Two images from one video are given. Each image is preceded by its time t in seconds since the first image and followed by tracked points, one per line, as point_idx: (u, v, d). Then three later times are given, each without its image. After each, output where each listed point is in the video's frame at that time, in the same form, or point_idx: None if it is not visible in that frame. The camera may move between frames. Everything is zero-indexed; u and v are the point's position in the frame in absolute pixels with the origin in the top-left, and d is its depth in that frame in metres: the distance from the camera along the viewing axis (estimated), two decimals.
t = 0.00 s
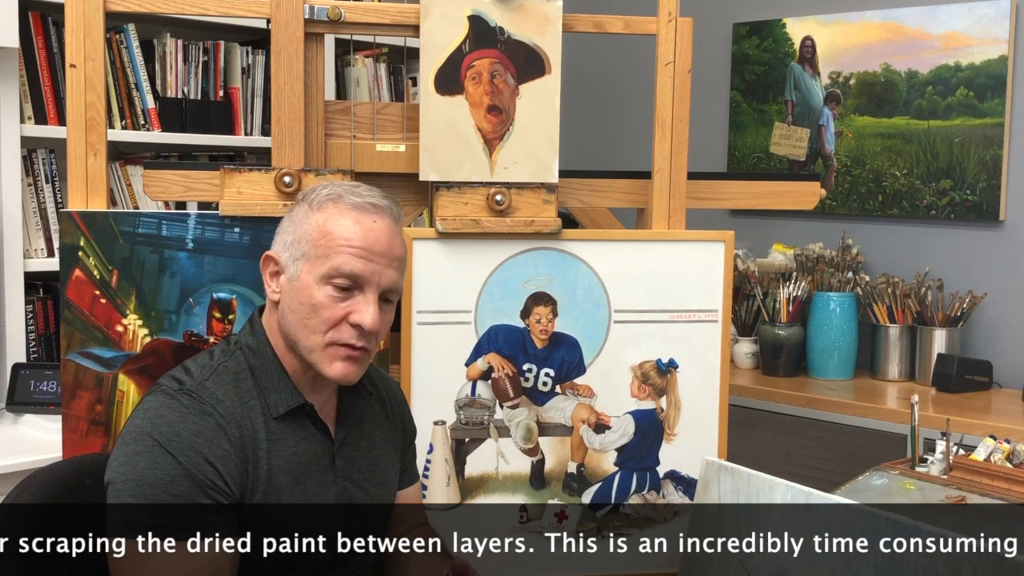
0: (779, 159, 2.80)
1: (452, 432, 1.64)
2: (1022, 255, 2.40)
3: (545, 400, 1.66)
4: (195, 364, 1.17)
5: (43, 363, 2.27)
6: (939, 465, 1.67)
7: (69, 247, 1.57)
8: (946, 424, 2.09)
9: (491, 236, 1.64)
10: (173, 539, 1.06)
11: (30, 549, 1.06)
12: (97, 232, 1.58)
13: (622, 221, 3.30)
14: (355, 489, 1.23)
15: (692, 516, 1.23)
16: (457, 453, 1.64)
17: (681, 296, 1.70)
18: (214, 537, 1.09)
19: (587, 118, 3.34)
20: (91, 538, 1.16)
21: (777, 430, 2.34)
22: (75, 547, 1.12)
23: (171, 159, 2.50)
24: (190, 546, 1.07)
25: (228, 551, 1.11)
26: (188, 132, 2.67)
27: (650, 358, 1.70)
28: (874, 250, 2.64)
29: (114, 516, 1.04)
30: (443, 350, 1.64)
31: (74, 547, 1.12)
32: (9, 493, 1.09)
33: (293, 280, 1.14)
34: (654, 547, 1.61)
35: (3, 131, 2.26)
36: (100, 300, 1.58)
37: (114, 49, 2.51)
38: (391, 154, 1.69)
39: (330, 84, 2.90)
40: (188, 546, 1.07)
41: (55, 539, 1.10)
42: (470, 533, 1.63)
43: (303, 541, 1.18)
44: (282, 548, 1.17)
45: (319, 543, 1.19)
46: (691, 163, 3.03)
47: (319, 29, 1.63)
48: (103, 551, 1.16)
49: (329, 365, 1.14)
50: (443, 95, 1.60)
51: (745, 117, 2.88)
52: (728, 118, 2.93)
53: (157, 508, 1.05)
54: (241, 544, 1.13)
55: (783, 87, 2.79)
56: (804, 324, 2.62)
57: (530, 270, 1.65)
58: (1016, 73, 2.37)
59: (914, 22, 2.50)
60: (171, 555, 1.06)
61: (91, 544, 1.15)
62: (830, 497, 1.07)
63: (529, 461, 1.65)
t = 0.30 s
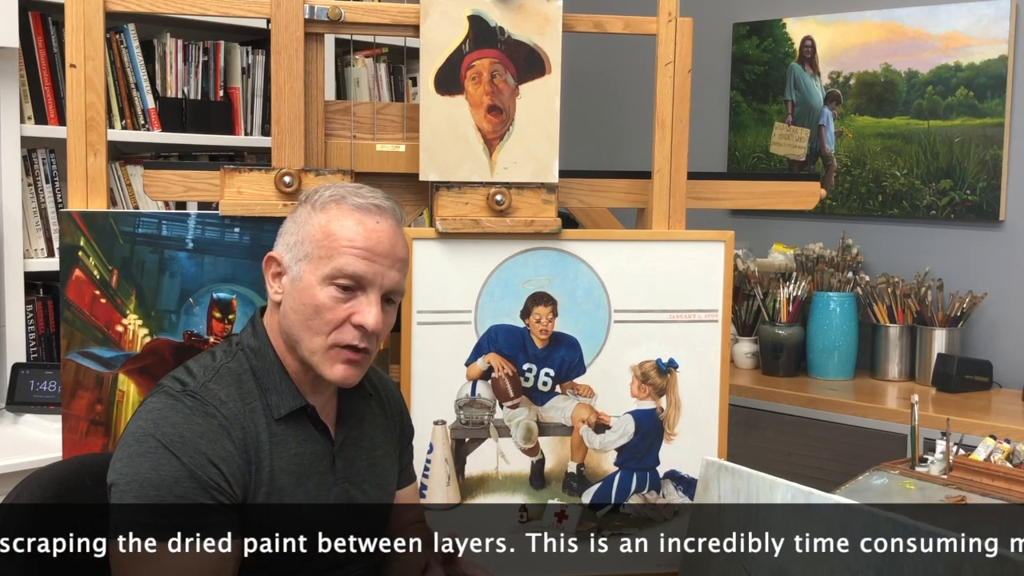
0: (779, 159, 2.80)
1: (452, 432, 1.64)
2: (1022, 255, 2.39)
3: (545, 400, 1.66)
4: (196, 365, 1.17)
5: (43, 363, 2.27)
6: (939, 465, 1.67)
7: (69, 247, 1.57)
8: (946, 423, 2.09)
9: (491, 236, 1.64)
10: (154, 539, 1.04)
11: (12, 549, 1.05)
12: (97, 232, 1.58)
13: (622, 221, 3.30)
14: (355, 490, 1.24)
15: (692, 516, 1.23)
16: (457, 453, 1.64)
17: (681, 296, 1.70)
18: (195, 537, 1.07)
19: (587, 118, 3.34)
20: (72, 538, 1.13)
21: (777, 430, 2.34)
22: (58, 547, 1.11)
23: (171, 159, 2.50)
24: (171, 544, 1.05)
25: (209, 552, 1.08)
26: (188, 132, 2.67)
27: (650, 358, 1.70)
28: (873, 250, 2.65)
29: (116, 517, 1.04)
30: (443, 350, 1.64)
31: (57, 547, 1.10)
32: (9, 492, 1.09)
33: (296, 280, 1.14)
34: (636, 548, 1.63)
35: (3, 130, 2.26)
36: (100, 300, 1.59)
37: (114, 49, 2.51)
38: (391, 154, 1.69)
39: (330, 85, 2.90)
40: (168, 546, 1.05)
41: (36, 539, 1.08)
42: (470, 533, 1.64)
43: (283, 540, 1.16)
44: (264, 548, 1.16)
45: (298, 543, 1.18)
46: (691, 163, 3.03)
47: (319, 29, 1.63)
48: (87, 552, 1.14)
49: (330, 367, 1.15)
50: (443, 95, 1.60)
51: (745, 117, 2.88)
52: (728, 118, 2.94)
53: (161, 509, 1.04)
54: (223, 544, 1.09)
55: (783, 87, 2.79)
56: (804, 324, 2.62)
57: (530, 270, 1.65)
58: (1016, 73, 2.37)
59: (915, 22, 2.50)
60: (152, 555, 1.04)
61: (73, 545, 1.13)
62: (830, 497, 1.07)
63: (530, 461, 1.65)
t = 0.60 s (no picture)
0: (779, 159, 2.80)
1: (452, 432, 1.64)
2: (1022, 256, 2.40)
3: (545, 400, 1.66)
4: (195, 363, 1.17)
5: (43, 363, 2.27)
6: (939, 465, 1.67)
7: (69, 247, 1.57)
8: (946, 423, 2.09)
9: (491, 236, 1.64)
10: (134, 539, 1.04)
11: None
12: (97, 232, 1.58)
13: (622, 221, 3.30)
14: (356, 487, 1.24)
15: (692, 516, 1.23)
16: (457, 453, 1.64)
17: (681, 296, 1.70)
18: (176, 537, 1.05)
19: (587, 117, 3.34)
20: (54, 538, 1.10)
21: (777, 430, 2.34)
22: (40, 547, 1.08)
23: (171, 159, 2.50)
24: (150, 544, 1.04)
25: (191, 551, 1.06)
26: (188, 131, 2.67)
27: (650, 358, 1.70)
28: (874, 250, 2.64)
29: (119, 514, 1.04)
30: (443, 350, 1.64)
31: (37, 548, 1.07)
32: (9, 492, 1.09)
33: (292, 277, 1.15)
34: (617, 547, 1.59)
35: (3, 130, 2.27)
36: (100, 300, 1.59)
37: (114, 49, 2.51)
38: (391, 154, 1.69)
39: (330, 84, 2.90)
40: (149, 546, 1.04)
41: (17, 539, 1.06)
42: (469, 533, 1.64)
43: (263, 540, 1.15)
44: (246, 548, 1.13)
45: (280, 543, 1.16)
46: (691, 163, 3.03)
47: (319, 29, 1.63)
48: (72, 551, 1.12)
49: (330, 360, 1.15)
50: (443, 95, 1.60)
51: (745, 117, 2.88)
52: (728, 118, 2.93)
53: (163, 505, 1.04)
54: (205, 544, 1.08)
55: (783, 87, 2.79)
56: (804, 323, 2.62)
57: (530, 270, 1.65)
58: (1016, 73, 2.37)
59: (915, 22, 2.50)
60: (133, 555, 1.04)
61: (55, 544, 1.10)
62: (830, 497, 1.07)
63: (530, 461, 1.65)
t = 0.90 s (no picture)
0: (779, 159, 2.80)
1: (452, 432, 1.64)
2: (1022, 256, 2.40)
3: (545, 400, 1.66)
4: (192, 364, 1.17)
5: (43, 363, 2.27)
6: (939, 465, 1.67)
7: (69, 247, 1.57)
8: (946, 424, 2.09)
9: (491, 236, 1.64)
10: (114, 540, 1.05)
11: None
12: (97, 232, 1.58)
13: (622, 221, 3.30)
14: (353, 489, 1.23)
15: (692, 516, 1.23)
16: (457, 453, 1.64)
17: (681, 296, 1.70)
18: (155, 537, 1.05)
19: (587, 117, 3.34)
20: (34, 538, 1.08)
21: (777, 430, 2.34)
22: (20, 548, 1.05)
23: (172, 159, 2.50)
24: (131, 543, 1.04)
25: (171, 551, 1.06)
26: (188, 131, 2.66)
27: (650, 358, 1.70)
28: (873, 250, 2.64)
29: (112, 515, 1.04)
30: (443, 350, 1.64)
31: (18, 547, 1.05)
32: (9, 492, 1.09)
33: (292, 280, 1.15)
34: (598, 547, 1.60)
35: (3, 130, 2.26)
36: (100, 300, 1.59)
37: (114, 49, 2.51)
38: (391, 154, 1.69)
39: (330, 84, 2.90)
40: (130, 545, 1.05)
41: None
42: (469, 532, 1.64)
43: (243, 540, 1.14)
44: (225, 548, 1.11)
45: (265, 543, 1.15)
46: (690, 163, 3.03)
47: (319, 29, 1.63)
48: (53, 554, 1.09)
49: (325, 365, 1.15)
50: (443, 95, 1.60)
51: (745, 117, 2.88)
52: (728, 118, 2.93)
53: (154, 506, 1.05)
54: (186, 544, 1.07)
55: (783, 87, 2.79)
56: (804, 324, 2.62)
57: (530, 270, 1.65)
58: (1016, 73, 2.37)
59: (914, 22, 2.50)
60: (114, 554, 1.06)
61: (34, 545, 1.07)
62: (830, 497, 1.07)
63: (530, 461, 1.65)
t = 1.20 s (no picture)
0: (779, 159, 2.80)
1: (452, 432, 1.64)
2: (1021, 256, 2.40)
3: (544, 400, 1.66)
4: (193, 363, 1.17)
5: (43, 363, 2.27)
6: (939, 465, 1.67)
7: (69, 247, 1.57)
8: (946, 424, 2.09)
9: (491, 236, 1.63)
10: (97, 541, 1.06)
11: None
12: (97, 232, 1.58)
13: (622, 221, 3.30)
14: (354, 487, 1.23)
15: (692, 516, 1.23)
16: (457, 453, 1.64)
17: (681, 296, 1.70)
18: (137, 537, 1.04)
19: (587, 116, 3.34)
20: (14, 538, 1.05)
21: (777, 430, 2.34)
22: None
23: (172, 159, 2.50)
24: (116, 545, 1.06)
25: (151, 551, 1.05)
26: (188, 131, 2.66)
27: (650, 358, 1.70)
28: (873, 250, 2.65)
29: (118, 515, 1.05)
30: (443, 350, 1.64)
31: None
32: (10, 493, 1.09)
33: (285, 275, 1.15)
34: (579, 547, 1.57)
35: (3, 131, 2.26)
36: (100, 300, 1.58)
37: (114, 49, 2.51)
38: (391, 154, 1.69)
39: (330, 84, 2.90)
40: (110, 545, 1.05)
41: None
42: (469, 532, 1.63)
43: (226, 540, 1.10)
44: (208, 548, 1.08)
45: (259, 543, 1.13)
46: (691, 164, 3.03)
47: (319, 29, 1.63)
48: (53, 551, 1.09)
49: (328, 353, 1.14)
50: (443, 95, 1.60)
51: (745, 117, 2.88)
52: (728, 118, 2.93)
53: (160, 506, 1.05)
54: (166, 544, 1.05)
55: (783, 87, 2.79)
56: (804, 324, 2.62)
57: (530, 270, 1.65)
58: (1016, 73, 2.37)
59: (914, 22, 2.50)
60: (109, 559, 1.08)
61: (17, 544, 1.04)
62: (830, 497, 1.07)
63: (530, 461, 1.65)
